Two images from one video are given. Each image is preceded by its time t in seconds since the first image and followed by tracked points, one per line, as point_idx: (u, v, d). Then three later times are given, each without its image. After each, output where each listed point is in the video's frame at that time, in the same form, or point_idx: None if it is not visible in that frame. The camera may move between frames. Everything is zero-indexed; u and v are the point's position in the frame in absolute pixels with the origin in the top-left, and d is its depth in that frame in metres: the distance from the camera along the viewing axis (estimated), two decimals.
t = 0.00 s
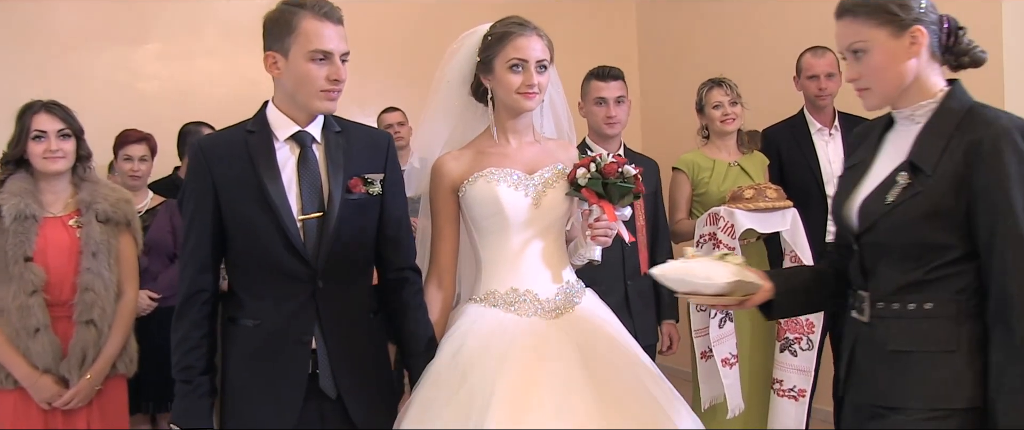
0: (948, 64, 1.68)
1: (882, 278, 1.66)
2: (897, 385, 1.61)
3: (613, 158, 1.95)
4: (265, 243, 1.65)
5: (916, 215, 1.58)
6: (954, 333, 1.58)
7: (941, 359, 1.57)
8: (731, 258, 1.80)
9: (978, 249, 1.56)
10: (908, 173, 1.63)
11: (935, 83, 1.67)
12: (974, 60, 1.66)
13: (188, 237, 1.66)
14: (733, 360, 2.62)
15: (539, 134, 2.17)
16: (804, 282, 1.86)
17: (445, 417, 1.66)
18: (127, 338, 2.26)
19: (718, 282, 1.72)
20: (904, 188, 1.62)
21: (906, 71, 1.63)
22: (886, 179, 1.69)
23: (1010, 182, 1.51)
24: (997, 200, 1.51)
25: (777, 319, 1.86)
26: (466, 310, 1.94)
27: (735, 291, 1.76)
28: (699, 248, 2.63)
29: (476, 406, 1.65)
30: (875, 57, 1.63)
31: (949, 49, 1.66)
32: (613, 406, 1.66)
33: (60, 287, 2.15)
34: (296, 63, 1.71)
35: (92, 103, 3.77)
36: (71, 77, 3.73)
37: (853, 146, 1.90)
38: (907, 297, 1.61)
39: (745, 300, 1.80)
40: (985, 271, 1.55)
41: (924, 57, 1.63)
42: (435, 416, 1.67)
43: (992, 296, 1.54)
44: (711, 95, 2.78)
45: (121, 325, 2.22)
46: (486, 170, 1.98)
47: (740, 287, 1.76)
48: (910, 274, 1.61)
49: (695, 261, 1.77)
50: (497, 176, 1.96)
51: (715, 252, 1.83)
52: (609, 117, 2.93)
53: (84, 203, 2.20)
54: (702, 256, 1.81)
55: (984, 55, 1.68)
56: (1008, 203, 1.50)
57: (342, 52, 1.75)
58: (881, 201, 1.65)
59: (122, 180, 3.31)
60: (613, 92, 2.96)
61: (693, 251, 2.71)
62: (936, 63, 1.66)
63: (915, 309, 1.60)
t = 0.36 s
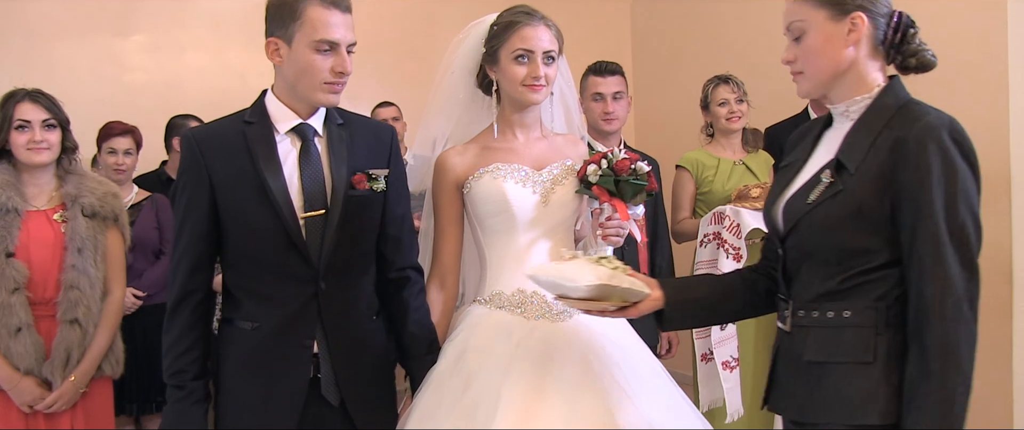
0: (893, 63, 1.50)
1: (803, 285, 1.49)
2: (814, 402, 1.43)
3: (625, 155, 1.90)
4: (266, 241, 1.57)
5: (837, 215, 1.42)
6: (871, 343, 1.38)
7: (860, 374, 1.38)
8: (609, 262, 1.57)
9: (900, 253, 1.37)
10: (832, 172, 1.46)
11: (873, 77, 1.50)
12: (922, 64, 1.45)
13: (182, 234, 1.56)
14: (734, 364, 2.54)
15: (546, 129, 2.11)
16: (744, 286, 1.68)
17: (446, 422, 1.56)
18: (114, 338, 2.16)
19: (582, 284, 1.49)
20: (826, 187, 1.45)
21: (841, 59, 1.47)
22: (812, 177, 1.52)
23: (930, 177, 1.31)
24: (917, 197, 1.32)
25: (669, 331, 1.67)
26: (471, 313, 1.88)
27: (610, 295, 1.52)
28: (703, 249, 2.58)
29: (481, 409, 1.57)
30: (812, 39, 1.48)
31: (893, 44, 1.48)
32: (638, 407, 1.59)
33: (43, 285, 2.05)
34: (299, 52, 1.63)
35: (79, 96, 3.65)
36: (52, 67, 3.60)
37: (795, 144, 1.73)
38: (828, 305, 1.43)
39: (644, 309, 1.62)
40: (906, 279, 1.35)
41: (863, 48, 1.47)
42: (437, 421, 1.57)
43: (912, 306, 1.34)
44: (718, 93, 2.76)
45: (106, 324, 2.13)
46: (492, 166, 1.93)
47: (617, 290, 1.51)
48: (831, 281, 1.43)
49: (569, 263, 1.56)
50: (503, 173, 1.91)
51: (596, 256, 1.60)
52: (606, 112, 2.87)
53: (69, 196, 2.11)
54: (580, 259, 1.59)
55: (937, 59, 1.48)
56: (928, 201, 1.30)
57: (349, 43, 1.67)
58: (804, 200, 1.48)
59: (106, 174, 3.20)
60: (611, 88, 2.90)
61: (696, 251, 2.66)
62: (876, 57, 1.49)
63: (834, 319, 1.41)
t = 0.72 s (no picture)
0: (871, 49, 1.38)
1: (781, 286, 1.38)
2: (797, 414, 1.32)
3: (638, 148, 1.83)
4: (272, 237, 1.50)
5: (811, 207, 1.31)
6: (855, 349, 1.27)
7: (843, 381, 1.27)
8: (542, 271, 1.43)
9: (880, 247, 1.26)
10: (805, 163, 1.35)
11: (849, 62, 1.38)
12: (901, 50, 1.34)
13: (181, 229, 1.49)
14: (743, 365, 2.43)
15: (557, 121, 2.05)
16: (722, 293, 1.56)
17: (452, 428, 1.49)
18: (107, 336, 2.09)
19: (502, 297, 1.35)
20: (800, 178, 1.35)
21: (814, 44, 1.36)
22: (788, 169, 1.42)
23: (905, 162, 1.20)
24: (894, 185, 1.21)
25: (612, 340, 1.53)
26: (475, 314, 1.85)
27: (539, 307, 1.37)
28: (711, 247, 2.49)
29: (487, 414, 1.50)
30: (784, 23, 1.38)
31: (870, 29, 1.36)
32: (663, 410, 1.52)
33: (34, 281, 1.97)
34: (308, 43, 1.55)
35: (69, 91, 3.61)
36: (44, 58, 3.57)
37: (771, 138, 1.59)
38: (807, 308, 1.32)
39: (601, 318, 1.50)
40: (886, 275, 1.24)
41: (837, 32, 1.36)
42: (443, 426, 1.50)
43: (892, 305, 1.23)
44: (728, 88, 2.72)
45: (99, 323, 2.06)
46: (500, 159, 1.87)
47: (547, 301, 1.37)
48: (809, 281, 1.33)
49: (498, 273, 1.43)
50: (511, 167, 1.85)
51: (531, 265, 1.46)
52: (609, 107, 2.81)
53: (61, 189, 2.03)
54: (511, 269, 1.46)
55: (917, 47, 1.36)
56: (905, 188, 1.19)
57: (361, 37, 1.59)
58: (779, 193, 1.38)
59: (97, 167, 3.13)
60: (616, 81, 2.84)
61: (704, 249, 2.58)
62: (852, 42, 1.38)
63: (813, 322, 1.30)
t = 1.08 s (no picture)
0: (859, 62, 1.33)
1: (774, 308, 1.31)
2: None
3: (639, 159, 1.83)
4: (269, 247, 1.48)
5: (804, 225, 1.24)
6: (853, 368, 1.20)
7: (842, 402, 1.20)
8: (519, 302, 1.40)
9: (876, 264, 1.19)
10: (796, 178, 1.28)
11: (837, 74, 1.34)
12: (890, 64, 1.28)
13: (177, 240, 1.46)
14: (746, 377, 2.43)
15: (558, 127, 2.03)
16: (706, 311, 1.51)
17: None
18: (101, 344, 2.06)
19: (482, 332, 1.32)
20: (791, 195, 1.28)
21: (800, 56, 1.32)
22: (778, 184, 1.35)
23: (897, 175, 1.14)
24: (887, 200, 1.15)
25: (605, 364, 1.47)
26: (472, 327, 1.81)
27: (519, 339, 1.35)
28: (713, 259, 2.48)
29: None
30: (769, 34, 1.34)
31: (858, 42, 1.31)
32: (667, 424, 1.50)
33: (27, 289, 1.94)
34: (312, 55, 1.52)
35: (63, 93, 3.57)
36: (37, 60, 3.53)
37: (757, 154, 1.52)
38: (803, 327, 1.25)
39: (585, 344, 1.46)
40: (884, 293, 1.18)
41: (824, 44, 1.32)
42: None
43: (890, 321, 1.16)
44: (728, 97, 2.71)
45: (94, 332, 2.02)
46: (500, 168, 1.85)
47: (527, 332, 1.35)
48: (804, 300, 1.26)
49: (475, 307, 1.40)
50: (511, 177, 1.83)
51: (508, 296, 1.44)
52: (611, 114, 2.79)
53: (54, 195, 2.00)
54: (488, 302, 1.43)
55: (906, 60, 1.30)
56: (898, 204, 1.13)
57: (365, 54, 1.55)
58: (770, 210, 1.31)
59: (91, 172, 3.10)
60: (617, 88, 2.83)
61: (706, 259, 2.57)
62: (839, 55, 1.33)
63: (810, 343, 1.23)
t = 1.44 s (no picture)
0: (867, 73, 1.56)
1: (785, 320, 1.51)
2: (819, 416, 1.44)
3: (640, 171, 2.22)
4: (266, 249, 1.71)
5: (814, 238, 1.44)
6: (868, 380, 1.40)
7: (856, 416, 1.41)
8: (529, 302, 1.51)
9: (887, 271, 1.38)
10: (803, 192, 1.48)
11: (844, 84, 1.57)
12: (897, 76, 1.50)
13: (179, 243, 1.66)
14: (749, 384, 2.45)
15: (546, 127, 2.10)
16: (683, 311, 1.79)
17: None
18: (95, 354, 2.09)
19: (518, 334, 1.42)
20: (800, 208, 1.48)
21: (805, 64, 1.56)
22: (785, 199, 1.55)
23: (908, 188, 1.32)
24: (898, 211, 1.34)
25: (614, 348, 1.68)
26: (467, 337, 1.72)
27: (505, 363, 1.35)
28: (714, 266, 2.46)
29: None
30: (776, 41, 1.58)
31: (866, 53, 1.55)
32: None
33: (20, 299, 2.00)
34: (315, 65, 1.72)
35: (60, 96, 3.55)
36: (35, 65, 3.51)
37: (761, 165, 1.76)
38: (816, 342, 1.45)
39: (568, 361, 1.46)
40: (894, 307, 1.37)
41: (831, 53, 1.55)
42: None
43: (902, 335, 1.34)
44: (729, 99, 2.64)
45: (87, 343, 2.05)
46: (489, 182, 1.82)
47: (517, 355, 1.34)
48: (817, 311, 1.46)
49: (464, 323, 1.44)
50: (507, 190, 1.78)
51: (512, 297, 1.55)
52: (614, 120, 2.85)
53: (47, 204, 2.11)
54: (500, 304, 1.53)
55: (911, 72, 1.54)
56: (910, 221, 1.31)
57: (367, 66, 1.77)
58: (778, 224, 1.51)
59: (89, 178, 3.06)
60: (619, 93, 2.85)
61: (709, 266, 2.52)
62: (846, 66, 1.56)
63: (836, 356, 1.42)
